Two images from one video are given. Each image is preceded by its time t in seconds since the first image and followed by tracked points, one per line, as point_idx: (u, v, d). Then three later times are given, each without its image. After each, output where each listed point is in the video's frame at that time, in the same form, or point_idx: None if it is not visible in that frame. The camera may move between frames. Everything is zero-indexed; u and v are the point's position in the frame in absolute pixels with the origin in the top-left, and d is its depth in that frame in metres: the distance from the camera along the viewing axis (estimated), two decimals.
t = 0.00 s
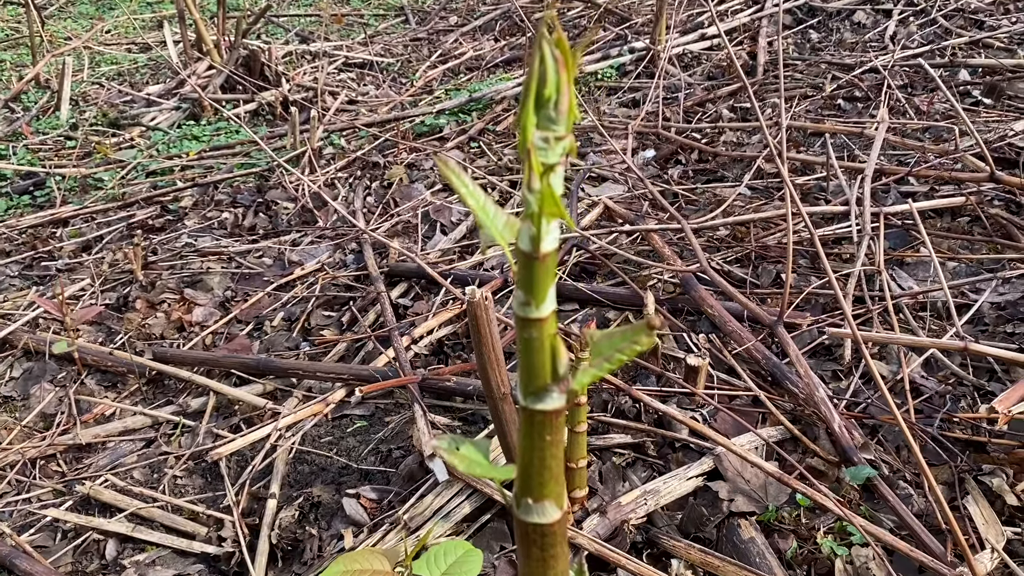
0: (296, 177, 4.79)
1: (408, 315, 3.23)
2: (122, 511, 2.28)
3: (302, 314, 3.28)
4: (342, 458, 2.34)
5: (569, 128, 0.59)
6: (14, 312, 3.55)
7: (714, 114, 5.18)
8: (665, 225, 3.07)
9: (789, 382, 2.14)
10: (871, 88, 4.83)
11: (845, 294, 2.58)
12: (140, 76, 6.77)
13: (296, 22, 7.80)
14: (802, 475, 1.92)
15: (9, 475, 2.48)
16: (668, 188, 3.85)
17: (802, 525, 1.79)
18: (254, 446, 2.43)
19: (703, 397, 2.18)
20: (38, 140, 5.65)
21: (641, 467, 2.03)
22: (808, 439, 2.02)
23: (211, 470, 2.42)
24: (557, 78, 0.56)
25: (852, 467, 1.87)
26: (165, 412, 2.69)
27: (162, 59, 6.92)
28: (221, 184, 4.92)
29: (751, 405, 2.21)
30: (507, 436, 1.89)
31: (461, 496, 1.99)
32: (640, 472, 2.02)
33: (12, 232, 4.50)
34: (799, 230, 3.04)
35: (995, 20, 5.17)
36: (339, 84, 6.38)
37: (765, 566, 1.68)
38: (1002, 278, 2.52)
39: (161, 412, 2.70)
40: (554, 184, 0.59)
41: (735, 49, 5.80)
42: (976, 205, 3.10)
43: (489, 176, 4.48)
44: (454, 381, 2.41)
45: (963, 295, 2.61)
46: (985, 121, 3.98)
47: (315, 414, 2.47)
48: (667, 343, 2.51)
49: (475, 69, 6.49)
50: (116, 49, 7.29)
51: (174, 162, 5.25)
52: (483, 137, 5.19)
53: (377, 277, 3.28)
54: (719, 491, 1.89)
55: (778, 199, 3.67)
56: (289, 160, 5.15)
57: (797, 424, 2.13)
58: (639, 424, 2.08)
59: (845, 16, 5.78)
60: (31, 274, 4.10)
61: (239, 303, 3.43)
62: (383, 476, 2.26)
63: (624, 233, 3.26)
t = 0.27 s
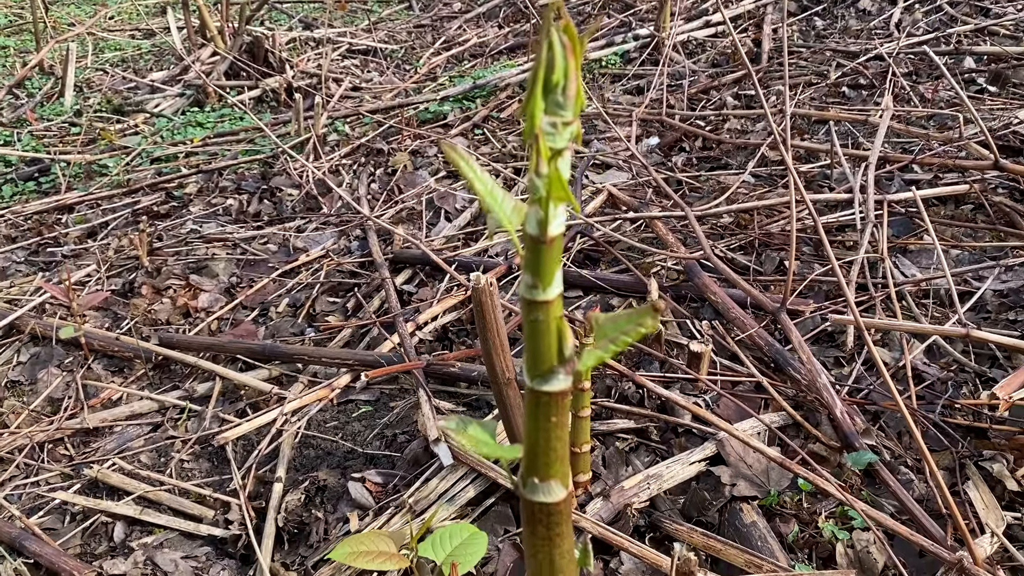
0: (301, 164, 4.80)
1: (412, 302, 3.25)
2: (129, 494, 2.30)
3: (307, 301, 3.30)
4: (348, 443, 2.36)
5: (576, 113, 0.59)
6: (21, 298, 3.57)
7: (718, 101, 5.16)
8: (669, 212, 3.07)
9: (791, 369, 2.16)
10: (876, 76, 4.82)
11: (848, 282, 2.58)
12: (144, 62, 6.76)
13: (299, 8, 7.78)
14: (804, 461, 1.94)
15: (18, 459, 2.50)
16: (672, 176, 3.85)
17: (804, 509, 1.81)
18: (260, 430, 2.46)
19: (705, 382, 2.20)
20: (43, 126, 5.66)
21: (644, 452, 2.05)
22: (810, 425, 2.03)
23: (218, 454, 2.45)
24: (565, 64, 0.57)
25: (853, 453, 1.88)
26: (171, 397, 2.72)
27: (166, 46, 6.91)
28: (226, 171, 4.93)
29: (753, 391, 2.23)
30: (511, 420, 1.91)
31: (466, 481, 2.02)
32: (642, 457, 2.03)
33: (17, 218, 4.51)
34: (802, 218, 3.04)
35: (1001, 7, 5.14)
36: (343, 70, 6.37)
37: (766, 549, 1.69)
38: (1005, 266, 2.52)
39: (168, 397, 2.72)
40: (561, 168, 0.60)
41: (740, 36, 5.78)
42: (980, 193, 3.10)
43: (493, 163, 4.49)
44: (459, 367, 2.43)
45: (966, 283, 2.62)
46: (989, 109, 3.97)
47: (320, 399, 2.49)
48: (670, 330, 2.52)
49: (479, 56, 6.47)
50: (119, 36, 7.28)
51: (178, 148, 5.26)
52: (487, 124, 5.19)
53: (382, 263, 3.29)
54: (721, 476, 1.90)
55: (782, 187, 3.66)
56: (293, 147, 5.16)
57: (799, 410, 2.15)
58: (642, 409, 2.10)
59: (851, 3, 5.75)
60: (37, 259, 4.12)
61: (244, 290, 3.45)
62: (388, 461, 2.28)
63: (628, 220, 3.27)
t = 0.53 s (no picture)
0: (304, 151, 4.80)
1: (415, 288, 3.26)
2: (133, 477, 2.32)
3: (309, 286, 3.31)
4: (350, 427, 2.37)
5: (574, 88, 0.60)
6: (25, 283, 3.59)
7: (722, 89, 5.15)
8: (671, 199, 3.07)
9: (791, 354, 2.17)
10: (880, 64, 4.80)
11: (849, 268, 2.59)
12: (147, 49, 6.75)
13: None
14: (804, 445, 1.95)
15: (23, 442, 2.52)
16: (675, 163, 3.84)
17: (803, 493, 1.82)
18: (263, 414, 2.49)
19: (706, 367, 2.21)
20: (47, 113, 5.66)
21: (644, 437, 2.06)
22: (810, 410, 2.04)
23: (221, 438, 2.47)
24: (564, 37, 0.57)
25: (853, 437, 1.89)
26: (175, 381, 2.74)
27: (169, 33, 6.90)
28: (229, 158, 4.93)
29: (754, 376, 2.24)
30: (511, 403, 1.92)
31: (467, 464, 2.03)
32: (643, 440, 2.05)
33: (21, 204, 4.52)
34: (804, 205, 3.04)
35: None
36: (346, 57, 6.36)
37: (765, 532, 1.70)
38: (1007, 253, 2.53)
39: (171, 381, 2.74)
40: (560, 142, 0.60)
41: (744, 24, 5.75)
42: (982, 181, 3.09)
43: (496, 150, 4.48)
44: (461, 352, 2.44)
45: (967, 270, 2.62)
46: (993, 97, 3.95)
47: (323, 383, 2.52)
48: (671, 315, 2.53)
49: (482, 43, 6.45)
50: (123, 23, 7.27)
51: (182, 135, 5.26)
52: (490, 111, 5.18)
53: (384, 250, 3.30)
54: (721, 459, 1.91)
55: (785, 174, 3.66)
56: (296, 134, 5.15)
57: (799, 394, 2.16)
58: (642, 394, 2.11)
59: None
60: (41, 245, 4.14)
61: (247, 276, 3.46)
62: (390, 444, 2.30)
63: (631, 207, 3.27)
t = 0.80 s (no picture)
0: (306, 137, 4.79)
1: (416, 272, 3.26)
2: (134, 458, 2.34)
3: (311, 270, 3.31)
4: (350, 408, 2.38)
5: (567, 43, 0.59)
6: (27, 267, 3.60)
7: (725, 76, 5.12)
8: (673, 184, 3.06)
9: (792, 337, 2.17)
10: (884, 51, 4.77)
11: (851, 253, 2.59)
12: (151, 37, 6.73)
13: None
14: (803, 427, 1.95)
15: (24, 422, 2.54)
16: (677, 149, 3.83)
17: (802, 475, 1.82)
18: (264, 396, 2.49)
19: (706, 350, 2.22)
20: (50, 100, 5.65)
21: (644, 418, 2.06)
22: (809, 393, 2.04)
23: (221, 419, 2.47)
24: None
25: (852, 419, 1.88)
26: (176, 363, 2.75)
27: (173, 21, 6.87)
28: (231, 144, 4.93)
29: (754, 358, 2.24)
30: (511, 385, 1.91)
31: (467, 445, 2.04)
32: (642, 422, 2.05)
33: (24, 190, 4.52)
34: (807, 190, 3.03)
35: None
36: (349, 45, 6.34)
37: (763, 512, 1.70)
38: (1009, 238, 2.52)
39: (173, 363, 2.75)
40: (552, 98, 0.60)
41: (748, 12, 5.72)
42: (986, 166, 3.08)
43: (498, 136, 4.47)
44: (461, 334, 2.45)
45: (969, 255, 2.61)
46: (998, 83, 3.93)
47: (324, 365, 2.53)
48: (672, 299, 2.53)
49: (486, 31, 6.43)
50: (126, 11, 7.25)
51: (185, 122, 5.25)
52: (493, 98, 5.16)
53: (386, 234, 3.30)
54: (720, 441, 1.91)
55: (787, 160, 3.65)
56: (298, 120, 5.14)
57: (799, 377, 2.16)
58: (642, 376, 2.11)
59: None
60: (44, 230, 4.14)
61: (248, 260, 3.47)
62: (390, 426, 2.30)
63: (632, 192, 3.27)
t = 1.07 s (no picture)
0: (305, 129, 4.78)
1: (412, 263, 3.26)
2: (127, 446, 2.34)
3: (307, 262, 3.31)
4: (342, 398, 2.38)
5: (533, 16, 0.58)
6: (25, 257, 3.59)
7: (725, 70, 5.10)
8: (670, 176, 3.06)
9: (785, 329, 2.17)
10: (885, 45, 4.75)
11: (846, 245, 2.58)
12: (152, 30, 6.71)
13: None
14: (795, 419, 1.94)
15: (19, 411, 2.54)
16: (675, 142, 3.82)
17: (793, 466, 1.81)
18: (257, 386, 2.50)
19: (699, 341, 2.21)
20: (50, 92, 5.64)
21: (635, 409, 2.06)
22: (802, 384, 2.04)
23: (214, 409, 2.47)
24: None
25: (844, 411, 1.88)
26: (170, 353, 2.75)
27: (175, 14, 6.86)
28: (231, 136, 4.92)
29: (747, 350, 2.23)
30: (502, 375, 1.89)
31: (457, 435, 2.04)
32: (633, 413, 2.05)
33: (23, 181, 4.52)
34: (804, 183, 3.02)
35: None
36: (349, 38, 6.32)
37: (752, 503, 1.69)
38: (1005, 231, 2.52)
39: (167, 353, 2.75)
40: (518, 73, 0.59)
41: (750, 6, 5.70)
42: (984, 160, 3.06)
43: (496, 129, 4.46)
44: (454, 324, 2.45)
45: (966, 248, 2.60)
46: (998, 77, 3.91)
47: (317, 355, 2.52)
48: (666, 291, 2.53)
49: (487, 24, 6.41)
50: (129, 4, 7.24)
51: (185, 114, 5.25)
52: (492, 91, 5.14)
53: (382, 226, 3.30)
54: (711, 432, 1.91)
55: (786, 153, 3.63)
56: (298, 113, 5.13)
57: (791, 369, 2.15)
58: (634, 367, 2.11)
59: None
60: (42, 221, 4.14)
61: (244, 251, 3.46)
62: (381, 416, 2.30)
63: (629, 185, 3.26)
